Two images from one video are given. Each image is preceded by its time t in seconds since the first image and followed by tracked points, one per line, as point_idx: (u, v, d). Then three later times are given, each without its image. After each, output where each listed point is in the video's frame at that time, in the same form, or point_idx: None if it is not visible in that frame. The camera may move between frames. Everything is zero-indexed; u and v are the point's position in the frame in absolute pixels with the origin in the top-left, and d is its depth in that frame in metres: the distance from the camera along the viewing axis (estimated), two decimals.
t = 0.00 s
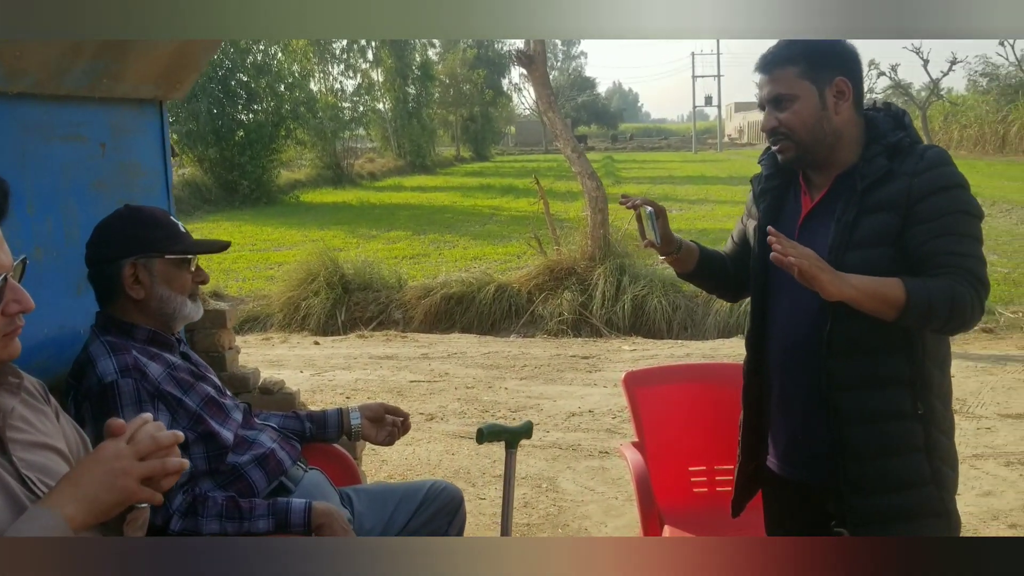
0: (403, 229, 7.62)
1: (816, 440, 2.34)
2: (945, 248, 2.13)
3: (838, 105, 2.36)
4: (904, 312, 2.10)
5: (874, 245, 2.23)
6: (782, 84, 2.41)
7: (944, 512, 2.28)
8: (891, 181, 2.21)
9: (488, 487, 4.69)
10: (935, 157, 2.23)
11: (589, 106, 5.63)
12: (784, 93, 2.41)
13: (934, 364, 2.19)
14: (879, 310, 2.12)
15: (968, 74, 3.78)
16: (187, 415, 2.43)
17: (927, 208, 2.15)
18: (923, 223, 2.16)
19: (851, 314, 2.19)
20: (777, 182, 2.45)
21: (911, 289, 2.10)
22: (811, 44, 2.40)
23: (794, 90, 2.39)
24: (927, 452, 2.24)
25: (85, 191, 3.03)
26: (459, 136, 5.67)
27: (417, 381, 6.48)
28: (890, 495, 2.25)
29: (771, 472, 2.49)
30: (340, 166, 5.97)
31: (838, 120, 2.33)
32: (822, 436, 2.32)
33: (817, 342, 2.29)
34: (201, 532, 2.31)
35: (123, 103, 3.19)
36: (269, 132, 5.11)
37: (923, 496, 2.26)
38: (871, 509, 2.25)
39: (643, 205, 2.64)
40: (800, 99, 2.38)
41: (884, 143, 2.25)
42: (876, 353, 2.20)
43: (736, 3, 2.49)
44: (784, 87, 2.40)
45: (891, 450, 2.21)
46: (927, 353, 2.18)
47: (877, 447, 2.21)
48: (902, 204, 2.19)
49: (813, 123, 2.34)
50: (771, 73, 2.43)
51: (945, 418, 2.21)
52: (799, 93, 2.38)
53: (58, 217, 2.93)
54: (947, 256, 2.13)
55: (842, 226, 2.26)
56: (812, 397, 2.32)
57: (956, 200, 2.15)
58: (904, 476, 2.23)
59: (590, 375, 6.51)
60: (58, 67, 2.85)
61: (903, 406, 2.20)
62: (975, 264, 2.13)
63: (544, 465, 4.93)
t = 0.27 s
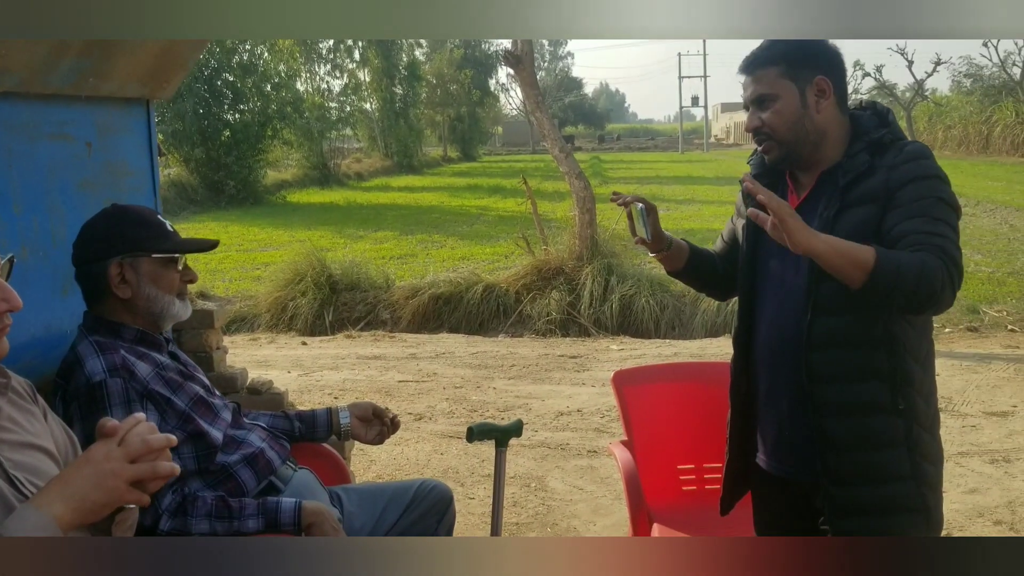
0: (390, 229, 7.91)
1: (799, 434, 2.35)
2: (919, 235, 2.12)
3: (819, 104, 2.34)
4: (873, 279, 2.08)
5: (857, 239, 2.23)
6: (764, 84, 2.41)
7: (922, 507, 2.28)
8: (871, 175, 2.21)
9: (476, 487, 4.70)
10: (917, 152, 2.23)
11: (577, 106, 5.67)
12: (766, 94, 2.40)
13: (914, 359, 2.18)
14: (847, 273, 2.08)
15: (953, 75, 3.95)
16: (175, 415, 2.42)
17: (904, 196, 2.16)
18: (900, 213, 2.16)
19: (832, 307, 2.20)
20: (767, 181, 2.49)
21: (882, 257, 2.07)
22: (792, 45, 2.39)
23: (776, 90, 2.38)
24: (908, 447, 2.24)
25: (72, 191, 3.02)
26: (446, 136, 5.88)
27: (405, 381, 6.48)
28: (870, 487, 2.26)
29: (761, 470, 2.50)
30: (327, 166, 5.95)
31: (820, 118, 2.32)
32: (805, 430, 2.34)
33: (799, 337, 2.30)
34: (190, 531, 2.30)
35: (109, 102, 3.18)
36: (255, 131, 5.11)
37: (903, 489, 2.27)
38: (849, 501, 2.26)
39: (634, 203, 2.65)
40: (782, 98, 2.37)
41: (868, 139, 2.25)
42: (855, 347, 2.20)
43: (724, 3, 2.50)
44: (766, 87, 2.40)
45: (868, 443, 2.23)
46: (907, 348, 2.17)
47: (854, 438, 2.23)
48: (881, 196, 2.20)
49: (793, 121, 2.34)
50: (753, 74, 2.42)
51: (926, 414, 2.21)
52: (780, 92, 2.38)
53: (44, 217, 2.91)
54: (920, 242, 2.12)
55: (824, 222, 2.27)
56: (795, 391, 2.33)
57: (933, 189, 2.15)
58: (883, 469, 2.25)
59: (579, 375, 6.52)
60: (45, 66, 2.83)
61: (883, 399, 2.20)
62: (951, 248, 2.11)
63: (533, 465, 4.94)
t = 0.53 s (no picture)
0: (388, 229, 8.10)
1: (796, 429, 2.35)
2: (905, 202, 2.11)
3: (815, 106, 2.31)
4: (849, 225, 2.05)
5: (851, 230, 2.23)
6: (759, 87, 2.36)
7: (914, 501, 2.27)
8: (864, 166, 2.24)
9: (476, 487, 4.70)
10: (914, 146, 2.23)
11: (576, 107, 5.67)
12: (761, 97, 2.36)
13: (908, 353, 2.18)
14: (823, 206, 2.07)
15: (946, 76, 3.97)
16: (175, 415, 2.42)
17: (894, 179, 2.16)
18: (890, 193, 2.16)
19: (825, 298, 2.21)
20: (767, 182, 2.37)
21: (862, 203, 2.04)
22: (786, 48, 2.36)
23: (772, 92, 2.34)
24: (901, 441, 2.23)
25: (71, 191, 3.01)
26: (444, 135, 5.96)
27: (403, 381, 6.48)
28: (863, 480, 2.26)
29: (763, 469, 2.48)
30: (324, 167, 5.89)
31: (817, 121, 2.30)
32: (799, 424, 2.34)
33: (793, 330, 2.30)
34: (191, 532, 2.30)
35: (108, 102, 3.17)
36: (253, 131, 5.05)
37: (895, 483, 2.26)
38: (840, 492, 2.27)
39: (636, 200, 2.66)
40: (777, 101, 2.33)
41: (867, 135, 2.26)
42: (847, 338, 2.20)
43: (722, 3, 2.50)
44: (761, 89, 2.36)
45: (861, 435, 2.23)
46: (900, 340, 2.17)
47: (847, 429, 2.23)
48: (873, 185, 2.23)
49: (790, 125, 2.32)
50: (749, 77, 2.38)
51: (919, 407, 2.21)
52: (776, 95, 2.34)
53: (44, 217, 2.91)
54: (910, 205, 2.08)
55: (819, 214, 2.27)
56: (792, 386, 2.33)
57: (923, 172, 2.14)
58: (875, 462, 2.25)
59: (577, 375, 6.52)
60: (44, 66, 2.83)
61: (875, 392, 2.21)
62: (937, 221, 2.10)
63: (532, 465, 4.94)
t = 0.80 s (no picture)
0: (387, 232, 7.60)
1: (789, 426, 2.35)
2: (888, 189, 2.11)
3: (810, 109, 2.31)
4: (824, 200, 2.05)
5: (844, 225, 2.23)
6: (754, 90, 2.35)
7: (903, 498, 2.28)
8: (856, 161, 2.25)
9: (473, 487, 4.70)
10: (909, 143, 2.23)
11: (572, 107, 5.65)
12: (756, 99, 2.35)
13: (900, 350, 2.18)
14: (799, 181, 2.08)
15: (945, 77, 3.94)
16: (171, 415, 2.41)
17: (884, 172, 2.16)
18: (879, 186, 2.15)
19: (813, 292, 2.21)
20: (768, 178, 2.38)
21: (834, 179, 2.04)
22: (781, 49, 2.34)
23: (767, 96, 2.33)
24: (891, 437, 2.25)
25: (68, 190, 3.01)
26: (442, 136, 5.69)
27: (401, 381, 6.47)
28: (853, 476, 2.27)
29: (761, 467, 2.47)
30: (322, 166, 5.91)
31: (813, 123, 2.31)
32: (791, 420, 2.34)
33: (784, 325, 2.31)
34: (187, 532, 2.29)
35: (105, 102, 3.17)
36: (251, 131, 5.19)
37: (885, 480, 2.27)
38: (828, 488, 2.28)
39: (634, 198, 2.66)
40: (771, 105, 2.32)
41: (861, 133, 2.28)
42: (838, 334, 2.21)
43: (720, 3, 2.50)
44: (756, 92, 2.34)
45: (851, 431, 2.24)
46: (891, 337, 2.17)
47: (836, 426, 2.24)
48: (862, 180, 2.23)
49: (786, 129, 2.33)
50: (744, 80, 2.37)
51: (910, 403, 2.22)
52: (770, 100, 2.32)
53: (40, 216, 2.90)
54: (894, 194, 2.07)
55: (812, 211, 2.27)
56: (786, 382, 2.33)
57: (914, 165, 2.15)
58: (864, 459, 2.26)
59: (575, 375, 6.52)
60: (40, 66, 2.82)
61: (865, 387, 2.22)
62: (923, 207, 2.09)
63: (529, 465, 4.93)
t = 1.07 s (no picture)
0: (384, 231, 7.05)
1: (783, 428, 2.35)
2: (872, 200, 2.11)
3: (807, 108, 2.30)
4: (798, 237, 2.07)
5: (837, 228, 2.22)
6: (753, 88, 2.36)
7: (896, 501, 2.27)
8: (847, 164, 2.22)
9: (469, 486, 4.69)
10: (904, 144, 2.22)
11: (571, 106, 5.58)
12: (755, 97, 2.36)
13: (894, 352, 2.18)
14: (767, 226, 2.11)
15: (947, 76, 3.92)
16: (165, 413, 2.40)
17: (876, 175, 2.16)
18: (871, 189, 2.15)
19: (805, 295, 2.21)
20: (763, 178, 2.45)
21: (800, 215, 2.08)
22: (780, 49, 2.34)
23: (765, 94, 2.33)
24: (883, 439, 2.24)
25: (63, 188, 3.00)
26: (441, 136, 5.66)
27: (397, 381, 6.46)
28: (846, 478, 2.27)
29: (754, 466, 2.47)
30: (321, 166, 5.78)
31: (809, 122, 2.29)
32: (785, 422, 2.34)
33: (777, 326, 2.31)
34: (181, 530, 2.29)
35: (101, 100, 3.16)
36: (251, 131, 5.26)
37: (877, 481, 2.26)
38: (821, 489, 2.27)
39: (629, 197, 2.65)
40: (770, 103, 2.33)
41: (855, 135, 2.25)
42: (831, 336, 2.21)
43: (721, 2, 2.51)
44: (756, 89, 2.35)
45: (843, 433, 2.24)
46: (884, 339, 2.17)
47: (830, 427, 2.24)
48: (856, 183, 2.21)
49: (782, 127, 2.30)
50: (744, 77, 2.37)
51: (902, 404, 2.21)
52: (769, 97, 2.33)
53: (35, 215, 2.90)
54: (877, 205, 2.09)
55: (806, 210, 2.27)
56: (779, 384, 2.33)
57: (906, 170, 2.15)
58: (857, 461, 2.25)
59: (572, 374, 6.52)
60: (36, 65, 2.82)
61: (857, 389, 2.22)
62: (919, 212, 2.12)
63: (525, 464, 4.93)
